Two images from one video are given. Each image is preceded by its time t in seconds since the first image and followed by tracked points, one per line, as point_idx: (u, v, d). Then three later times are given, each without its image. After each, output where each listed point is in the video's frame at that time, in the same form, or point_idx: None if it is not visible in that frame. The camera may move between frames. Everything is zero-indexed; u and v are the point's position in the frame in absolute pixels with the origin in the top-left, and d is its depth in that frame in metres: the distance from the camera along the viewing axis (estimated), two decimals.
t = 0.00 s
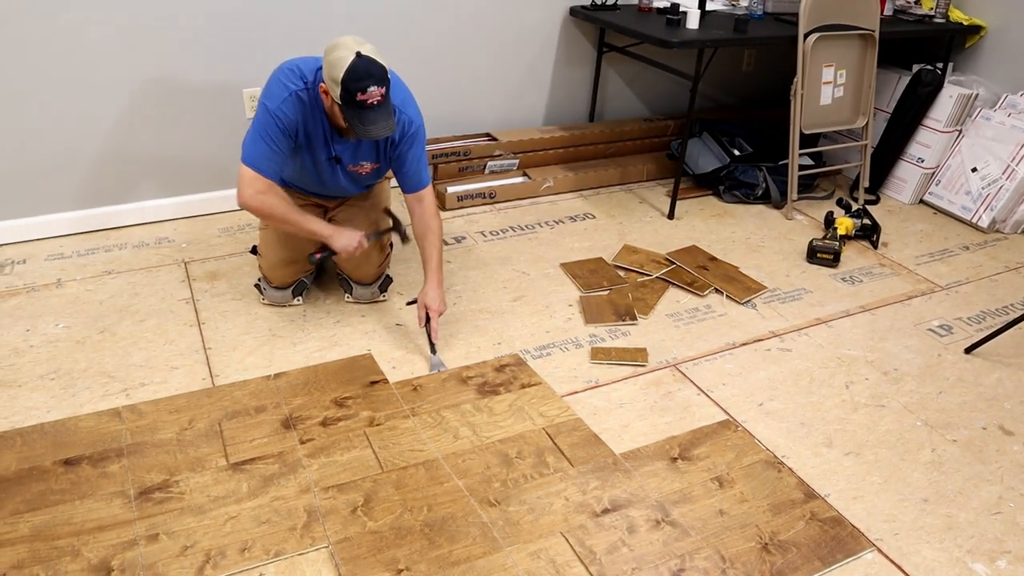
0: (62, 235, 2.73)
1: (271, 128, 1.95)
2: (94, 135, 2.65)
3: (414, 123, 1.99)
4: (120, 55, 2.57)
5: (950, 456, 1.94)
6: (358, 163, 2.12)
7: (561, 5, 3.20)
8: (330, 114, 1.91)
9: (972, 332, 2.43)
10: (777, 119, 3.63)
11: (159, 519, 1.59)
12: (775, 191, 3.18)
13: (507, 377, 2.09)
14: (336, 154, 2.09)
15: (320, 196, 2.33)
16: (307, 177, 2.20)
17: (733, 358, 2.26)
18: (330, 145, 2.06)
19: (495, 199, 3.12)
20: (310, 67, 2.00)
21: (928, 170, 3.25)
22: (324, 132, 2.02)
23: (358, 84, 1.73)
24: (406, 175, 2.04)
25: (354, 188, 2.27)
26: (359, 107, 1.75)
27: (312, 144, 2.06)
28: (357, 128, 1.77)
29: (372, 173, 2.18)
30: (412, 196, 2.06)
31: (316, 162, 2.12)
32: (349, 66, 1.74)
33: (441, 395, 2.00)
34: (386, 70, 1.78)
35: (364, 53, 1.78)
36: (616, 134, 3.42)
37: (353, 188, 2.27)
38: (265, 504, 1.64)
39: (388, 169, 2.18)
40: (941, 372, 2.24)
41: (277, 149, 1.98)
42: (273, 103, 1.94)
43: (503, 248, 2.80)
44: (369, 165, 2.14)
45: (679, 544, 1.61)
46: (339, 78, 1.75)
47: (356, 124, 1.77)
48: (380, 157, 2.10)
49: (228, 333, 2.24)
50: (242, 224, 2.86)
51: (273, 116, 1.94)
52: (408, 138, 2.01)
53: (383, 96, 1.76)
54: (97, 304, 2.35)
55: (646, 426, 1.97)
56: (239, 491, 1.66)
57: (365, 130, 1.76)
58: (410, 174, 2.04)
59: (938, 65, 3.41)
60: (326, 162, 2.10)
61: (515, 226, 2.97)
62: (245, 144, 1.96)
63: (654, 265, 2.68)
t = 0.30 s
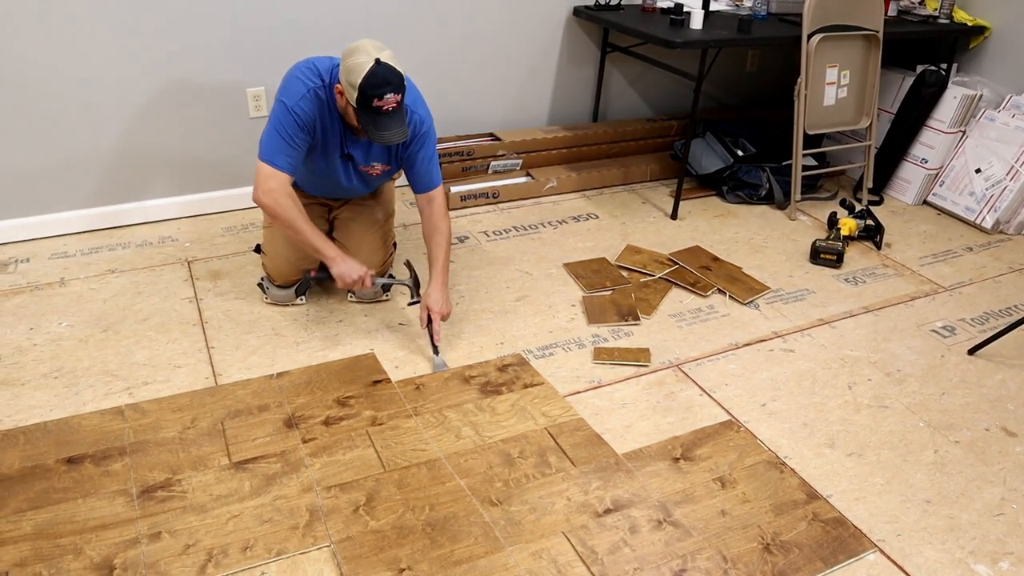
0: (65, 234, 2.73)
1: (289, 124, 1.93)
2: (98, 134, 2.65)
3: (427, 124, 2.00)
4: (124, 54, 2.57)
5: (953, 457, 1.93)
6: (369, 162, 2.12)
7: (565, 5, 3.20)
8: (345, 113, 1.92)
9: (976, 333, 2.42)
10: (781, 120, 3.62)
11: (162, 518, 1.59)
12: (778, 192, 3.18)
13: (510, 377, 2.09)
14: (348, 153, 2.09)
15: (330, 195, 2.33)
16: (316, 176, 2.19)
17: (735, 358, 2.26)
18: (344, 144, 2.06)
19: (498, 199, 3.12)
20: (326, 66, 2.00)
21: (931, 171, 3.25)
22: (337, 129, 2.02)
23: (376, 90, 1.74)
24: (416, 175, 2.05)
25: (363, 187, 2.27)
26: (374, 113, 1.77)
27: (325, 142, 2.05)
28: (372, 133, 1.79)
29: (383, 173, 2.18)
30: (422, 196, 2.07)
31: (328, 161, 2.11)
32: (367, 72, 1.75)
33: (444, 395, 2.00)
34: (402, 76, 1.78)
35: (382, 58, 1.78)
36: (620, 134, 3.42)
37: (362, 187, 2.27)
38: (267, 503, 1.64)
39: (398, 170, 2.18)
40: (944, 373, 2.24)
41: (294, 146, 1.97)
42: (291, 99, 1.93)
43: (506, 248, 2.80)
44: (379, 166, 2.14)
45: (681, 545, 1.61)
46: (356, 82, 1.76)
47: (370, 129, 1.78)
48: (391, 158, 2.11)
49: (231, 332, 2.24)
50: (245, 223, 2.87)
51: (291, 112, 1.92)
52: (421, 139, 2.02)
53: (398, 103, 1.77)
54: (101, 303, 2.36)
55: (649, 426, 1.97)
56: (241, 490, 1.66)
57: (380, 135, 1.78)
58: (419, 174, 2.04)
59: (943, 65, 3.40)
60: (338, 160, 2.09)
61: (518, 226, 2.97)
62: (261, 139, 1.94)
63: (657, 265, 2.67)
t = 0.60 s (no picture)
0: (69, 234, 2.74)
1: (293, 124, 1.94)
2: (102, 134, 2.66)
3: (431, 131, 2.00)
4: (127, 55, 2.58)
5: (956, 459, 1.93)
6: (372, 166, 2.12)
7: (568, 6, 3.20)
8: (348, 116, 1.92)
9: (979, 335, 2.42)
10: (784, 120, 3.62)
11: (164, 518, 1.60)
12: (781, 193, 3.17)
13: (512, 378, 2.09)
14: (353, 154, 2.09)
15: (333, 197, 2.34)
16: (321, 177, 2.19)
17: (737, 360, 2.25)
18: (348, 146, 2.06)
19: (501, 200, 3.12)
20: (333, 68, 2.00)
21: (935, 172, 3.24)
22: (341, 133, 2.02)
23: (378, 93, 1.73)
24: (419, 178, 2.05)
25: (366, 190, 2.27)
26: (376, 116, 1.76)
27: (330, 143, 2.06)
28: (373, 136, 1.78)
29: (386, 177, 2.18)
30: (426, 200, 2.07)
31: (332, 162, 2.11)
32: (371, 74, 1.75)
33: (446, 395, 2.00)
34: (405, 79, 1.78)
35: (386, 62, 1.78)
36: (623, 135, 3.42)
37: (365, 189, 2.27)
38: (269, 503, 1.64)
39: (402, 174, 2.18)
40: (947, 375, 2.23)
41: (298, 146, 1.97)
42: (296, 99, 1.93)
43: (509, 248, 2.80)
44: (383, 170, 2.14)
45: (682, 546, 1.61)
46: (358, 84, 1.76)
47: (371, 132, 1.78)
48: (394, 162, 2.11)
49: (234, 332, 2.24)
50: (248, 224, 2.87)
51: (296, 113, 1.93)
52: (424, 145, 2.02)
53: (401, 106, 1.77)
54: (104, 303, 2.36)
55: (651, 428, 1.97)
56: (243, 490, 1.67)
57: (381, 138, 1.77)
58: (421, 177, 2.05)
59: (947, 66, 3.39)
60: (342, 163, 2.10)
61: (521, 226, 2.97)
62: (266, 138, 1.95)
63: (659, 267, 2.67)
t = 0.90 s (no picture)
0: (73, 233, 2.74)
1: (274, 137, 1.92)
2: (106, 134, 2.66)
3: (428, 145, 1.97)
4: (131, 54, 2.58)
5: (959, 461, 1.92)
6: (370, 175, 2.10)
7: (571, 6, 3.19)
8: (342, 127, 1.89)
9: (982, 337, 2.41)
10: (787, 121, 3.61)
11: (167, 517, 1.60)
12: (784, 194, 3.17)
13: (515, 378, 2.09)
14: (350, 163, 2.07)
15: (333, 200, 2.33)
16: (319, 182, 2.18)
17: (740, 361, 2.25)
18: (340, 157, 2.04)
19: (504, 200, 3.12)
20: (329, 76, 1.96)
21: (938, 173, 3.23)
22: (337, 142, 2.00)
23: (370, 102, 1.71)
24: (414, 193, 2.04)
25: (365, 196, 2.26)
26: (368, 125, 1.73)
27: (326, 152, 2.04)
28: (366, 146, 1.75)
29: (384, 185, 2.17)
30: (424, 215, 2.06)
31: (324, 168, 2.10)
32: (362, 85, 1.72)
33: (449, 394, 2.00)
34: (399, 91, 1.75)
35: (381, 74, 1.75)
36: (626, 136, 3.42)
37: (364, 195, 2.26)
38: (272, 502, 1.65)
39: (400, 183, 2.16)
40: (950, 376, 2.23)
41: (278, 157, 1.97)
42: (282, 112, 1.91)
43: (512, 248, 2.80)
44: (381, 178, 2.12)
45: (684, 547, 1.61)
46: (352, 95, 1.73)
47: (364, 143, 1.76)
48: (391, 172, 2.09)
49: (237, 332, 2.25)
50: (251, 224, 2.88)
51: (278, 128, 1.90)
52: (421, 156, 1.99)
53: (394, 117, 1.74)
54: (108, 302, 2.37)
55: (653, 429, 1.97)
56: (246, 490, 1.67)
57: (375, 148, 1.75)
58: (417, 192, 2.04)
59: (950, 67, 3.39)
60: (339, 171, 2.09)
61: (523, 227, 2.97)
62: (241, 143, 1.95)
63: (662, 267, 2.67)
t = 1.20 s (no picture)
0: (76, 233, 2.75)
1: (232, 138, 1.90)
2: (109, 132, 2.66)
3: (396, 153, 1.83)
4: (135, 54, 2.58)
5: (962, 463, 1.92)
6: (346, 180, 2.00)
7: (574, 7, 3.19)
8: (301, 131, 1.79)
9: (985, 338, 2.41)
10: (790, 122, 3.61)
11: (169, 517, 1.60)
12: (787, 195, 3.17)
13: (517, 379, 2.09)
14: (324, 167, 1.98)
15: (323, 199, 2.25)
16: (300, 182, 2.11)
17: (743, 362, 2.25)
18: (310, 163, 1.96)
19: (507, 200, 3.12)
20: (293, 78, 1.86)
21: (941, 174, 3.23)
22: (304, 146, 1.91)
23: (316, 103, 1.59)
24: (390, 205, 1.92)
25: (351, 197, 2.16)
26: (320, 128, 1.61)
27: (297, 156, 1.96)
28: (320, 150, 1.63)
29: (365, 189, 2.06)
30: (408, 226, 1.95)
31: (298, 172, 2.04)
32: (306, 85, 1.60)
33: (451, 393, 2.00)
34: (349, 92, 1.63)
35: (327, 73, 1.63)
36: (629, 137, 3.41)
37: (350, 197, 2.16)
38: (274, 502, 1.65)
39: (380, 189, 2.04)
40: (953, 378, 2.23)
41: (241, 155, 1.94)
42: (240, 114, 1.86)
43: (514, 249, 2.80)
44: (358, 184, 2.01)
45: (686, 548, 1.61)
46: (297, 98, 1.61)
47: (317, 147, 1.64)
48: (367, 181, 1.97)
49: (239, 332, 2.25)
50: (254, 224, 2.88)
51: (235, 129, 1.88)
52: (391, 167, 1.86)
53: (344, 119, 1.61)
54: (111, 302, 2.37)
55: (655, 429, 1.97)
56: (248, 490, 1.67)
57: (329, 152, 1.62)
58: (396, 205, 1.91)
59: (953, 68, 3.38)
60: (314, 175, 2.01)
61: (526, 227, 2.97)
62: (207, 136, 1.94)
63: (665, 268, 2.67)
